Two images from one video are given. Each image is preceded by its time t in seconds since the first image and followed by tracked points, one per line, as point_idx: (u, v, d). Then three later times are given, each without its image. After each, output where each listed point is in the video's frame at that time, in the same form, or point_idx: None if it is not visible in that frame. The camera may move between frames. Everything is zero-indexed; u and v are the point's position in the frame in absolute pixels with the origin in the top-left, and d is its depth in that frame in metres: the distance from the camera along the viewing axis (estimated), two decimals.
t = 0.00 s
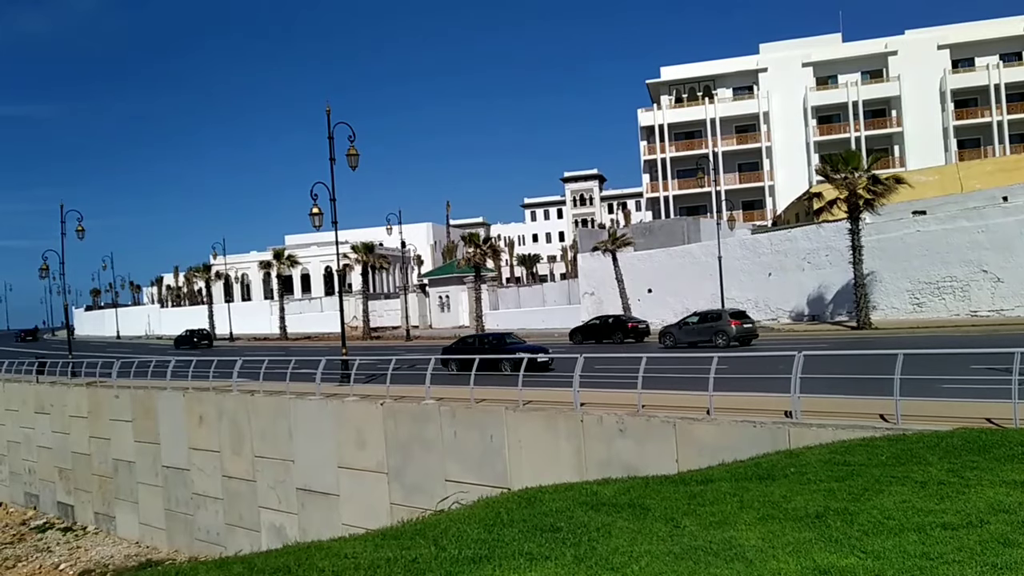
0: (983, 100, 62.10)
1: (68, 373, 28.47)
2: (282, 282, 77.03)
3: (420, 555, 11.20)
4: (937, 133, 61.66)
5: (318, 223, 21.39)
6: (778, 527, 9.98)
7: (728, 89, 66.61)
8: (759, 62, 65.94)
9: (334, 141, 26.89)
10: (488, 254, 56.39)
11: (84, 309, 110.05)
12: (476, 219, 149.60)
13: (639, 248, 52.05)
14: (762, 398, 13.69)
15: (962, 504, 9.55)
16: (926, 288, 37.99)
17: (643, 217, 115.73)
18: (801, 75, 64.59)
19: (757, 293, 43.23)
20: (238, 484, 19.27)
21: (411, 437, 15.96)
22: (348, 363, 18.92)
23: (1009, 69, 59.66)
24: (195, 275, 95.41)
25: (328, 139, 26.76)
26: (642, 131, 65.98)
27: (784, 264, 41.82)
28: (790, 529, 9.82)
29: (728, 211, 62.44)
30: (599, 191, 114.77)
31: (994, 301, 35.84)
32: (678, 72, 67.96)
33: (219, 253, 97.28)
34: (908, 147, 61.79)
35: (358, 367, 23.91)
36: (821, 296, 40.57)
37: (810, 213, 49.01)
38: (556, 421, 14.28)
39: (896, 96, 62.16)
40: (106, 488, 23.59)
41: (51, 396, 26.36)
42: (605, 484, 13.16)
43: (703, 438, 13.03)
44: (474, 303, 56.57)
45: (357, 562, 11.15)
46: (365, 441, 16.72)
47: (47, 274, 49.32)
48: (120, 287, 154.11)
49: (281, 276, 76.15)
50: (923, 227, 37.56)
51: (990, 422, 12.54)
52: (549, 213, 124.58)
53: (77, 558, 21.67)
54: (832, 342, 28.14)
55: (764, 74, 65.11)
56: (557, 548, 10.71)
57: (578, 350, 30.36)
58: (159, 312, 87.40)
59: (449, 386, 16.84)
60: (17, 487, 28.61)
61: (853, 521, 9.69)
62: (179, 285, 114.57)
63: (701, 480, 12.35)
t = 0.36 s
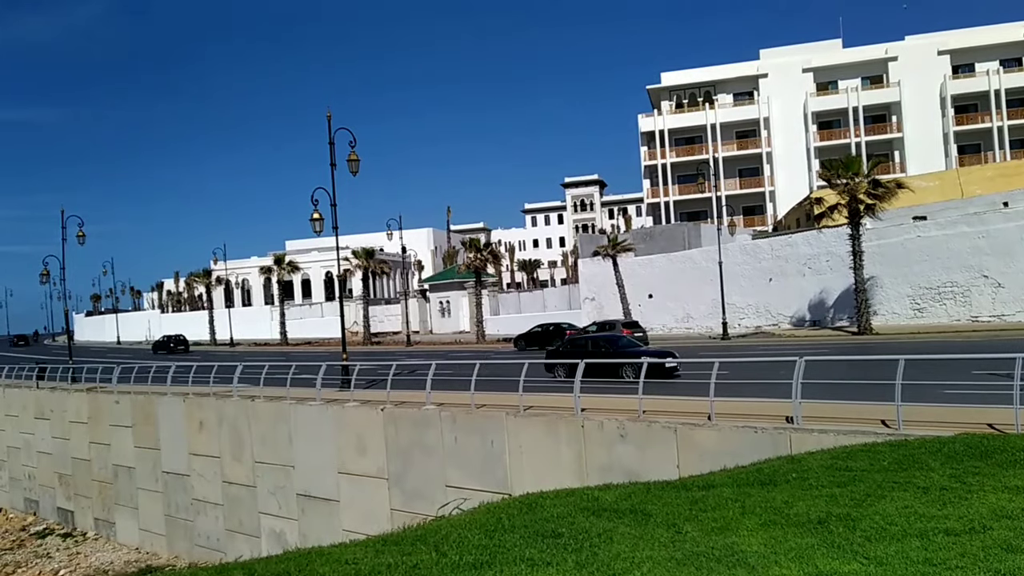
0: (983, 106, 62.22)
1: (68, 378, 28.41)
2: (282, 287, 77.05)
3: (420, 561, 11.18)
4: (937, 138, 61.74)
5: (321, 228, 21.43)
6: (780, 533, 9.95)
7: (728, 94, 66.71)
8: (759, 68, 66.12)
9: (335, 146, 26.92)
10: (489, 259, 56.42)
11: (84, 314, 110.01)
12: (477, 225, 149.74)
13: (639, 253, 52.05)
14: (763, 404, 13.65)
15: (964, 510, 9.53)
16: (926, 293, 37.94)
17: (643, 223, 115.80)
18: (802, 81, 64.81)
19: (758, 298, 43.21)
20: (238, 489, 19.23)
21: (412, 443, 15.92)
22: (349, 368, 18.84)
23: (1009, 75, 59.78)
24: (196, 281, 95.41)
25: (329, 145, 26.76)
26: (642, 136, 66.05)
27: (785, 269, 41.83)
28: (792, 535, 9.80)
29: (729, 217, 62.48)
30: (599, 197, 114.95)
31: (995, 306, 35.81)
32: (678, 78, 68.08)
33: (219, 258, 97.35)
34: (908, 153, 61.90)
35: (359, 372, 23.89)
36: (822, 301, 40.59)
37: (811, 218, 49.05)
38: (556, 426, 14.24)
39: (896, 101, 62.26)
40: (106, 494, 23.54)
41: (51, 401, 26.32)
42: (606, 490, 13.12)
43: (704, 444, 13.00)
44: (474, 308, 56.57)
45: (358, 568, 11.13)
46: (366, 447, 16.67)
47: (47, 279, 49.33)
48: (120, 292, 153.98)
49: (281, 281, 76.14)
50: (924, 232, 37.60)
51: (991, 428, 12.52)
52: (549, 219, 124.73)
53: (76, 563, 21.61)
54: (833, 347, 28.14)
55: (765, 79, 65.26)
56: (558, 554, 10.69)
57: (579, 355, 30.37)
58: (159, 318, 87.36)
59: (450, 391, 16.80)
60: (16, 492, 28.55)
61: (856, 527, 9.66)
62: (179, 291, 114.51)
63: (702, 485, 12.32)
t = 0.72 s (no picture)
0: (985, 110, 62.27)
1: (68, 375, 28.37)
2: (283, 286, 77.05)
3: (420, 561, 11.18)
4: (939, 142, 61.80)
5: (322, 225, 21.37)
6: (780, 535, 9.94)
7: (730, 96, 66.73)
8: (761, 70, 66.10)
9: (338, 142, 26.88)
10: (490, 259, 56.39)
11: (84, 312, 109.98)
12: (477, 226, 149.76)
13: (641, 254, 52.04)
14: (763, 406, 13.59)
15: (965, 513, 9.51)
16: (927, 296, 37.99)
17: (644, 224, 115.79)
18: (804, 84, 64.61)
19: (758, 301, 43.18)
20: (237, 488, 19.20)
21: (411, 443, 15.89)
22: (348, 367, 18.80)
23: (1011, 79, 59.83)
24: (196, 280, 95.38)
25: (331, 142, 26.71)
26: (644, 138, 66.03)
27: (786, 272, 41.81)
28: (792, 537, 9.79)
29: (730, 219, 62.47)
30: (600, 197, 115.00)
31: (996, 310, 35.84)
32: (680, 80, 68.07)
33: (220, 257, 97.35)
34: (910, 156, 61.97)
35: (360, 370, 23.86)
36: (823, 304, 40.53)
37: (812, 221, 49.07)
38: (557, 426, 14.23)
39: (898, 105, 62.30)
40: (106, 492, 23.50)
41: (51, 398, 26.27)
42: (606, 491, 13.10)
43: (704, 445, 12.98)
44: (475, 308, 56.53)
45: (357, 567, 11.12)
46: (366, 447, 16.65)
47: (48, 277, 49.28)
48: (121, 289, 153.89)
49: (282, 280, 76.09)
50: (925, 236, 37.60)
51: (992, 431, 12.51)
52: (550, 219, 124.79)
53: (75, 561, 21.59)
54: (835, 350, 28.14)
55: (767, 82, 65.26)
56: (558, 555, 10.70)
57: (580, 354, 30.39)
58: (159, 316, 87.35)
59: (450, 391, 16.75)
60: (16, 489, 28.51)
61: (856, 530, 9.65)
62: (180, 289, 114.50)
63: (703, 487, 12.31)
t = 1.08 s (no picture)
0: (987, 112, 62.17)
1: (67, 373, 28.42)
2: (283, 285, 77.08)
3: (418, 561, 11.19)
4: (940, 144, 61.73)
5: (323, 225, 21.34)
6: (778, 536, 9.96)
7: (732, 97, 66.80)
8: (763, 70, 65.99)
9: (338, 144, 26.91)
10: (490, 259, 56.40)
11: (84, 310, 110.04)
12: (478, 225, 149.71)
13: (641, 255, 52.05)
14: (762, 406, 13.55)
15: (963, 516, 9.52)
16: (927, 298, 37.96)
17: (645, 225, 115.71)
18: (805, 84, 64.44)
19: (759, 302, 43.15)
20: (237, 487, 19.22)
21: (411, 442, 15.90)
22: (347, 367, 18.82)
23: (1013, 82, 59.78)
24: (196, 277, 95.44)
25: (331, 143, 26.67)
26: (645, 138, 66.05)
27: (787, 273, 41.78)
28: (790, 539, 9.82)
29: (731, 219, 62.46)
30: (601, 197, 114.97)
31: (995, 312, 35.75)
32: (682, 80, 68.05)
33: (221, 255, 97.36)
34: (911, 158, 61.96)
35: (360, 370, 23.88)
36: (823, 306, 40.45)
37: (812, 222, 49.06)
38: (557, 427, 14.24)
39: (900, 106, 62.23)
40: (105, 490, 23.53)
41: (50, 396, 26.31)
42: (605, 491, 13.10)
43: (703, 446, 12.99)
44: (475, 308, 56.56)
45: (355, 566, 11.13)
46: (366, 446, 16.66)
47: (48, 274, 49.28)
48: (120, 287, 153.81)
49: (282, 278, 76.10)
50: (925, 237, 37.56)
51: (991, 434, 12.51)
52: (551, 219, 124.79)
53: (74, 559, 21.61)
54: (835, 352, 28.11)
55: (768, 83, 65.19)
56: (556, 555, 10.74)
57: (579, 356, 30.44)
58: (159, 314, 87.39)
59: (449, 391, 16.74)
60: (15, 487, 28.55)
61: (854, 532, 9.67)
62: (180, 287, 114.56)
63: (701, 488, 12.32)
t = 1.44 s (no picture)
0: (991, 111, 61.95)
1: (71, 373, 28.53)
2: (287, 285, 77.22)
3: (420, 560, 11.24)
4: (944, 143, 61.54)
5: (325, 226, 21.38)
6: (780, 536, 9.98)
7: (734, 97, 66.60)
8: (767, 70, 65.90)
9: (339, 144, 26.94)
10: (493, 259, 56.43)
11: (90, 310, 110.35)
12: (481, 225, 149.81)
13: (644, 255, 52.04)
14: (763, 406, 13.51)
15: (966, 516, 9.50)
16: (931, 298, 37.89)
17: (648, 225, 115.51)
18: (808, 84, 64.42)
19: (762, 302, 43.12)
20: (240, 486, 19.28)
21: (413, 442, 15.91)
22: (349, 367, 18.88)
23: (1017, 81, 59.59)
24: (201, 277, 95.62)
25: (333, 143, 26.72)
26: (648, 138, 66.01)
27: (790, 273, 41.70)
28: (793, 539, 9.82)
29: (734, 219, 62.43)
30: (604, 197, 114.92)
31: (999, 312, 35.62)
32: (685, 80, 67.97)
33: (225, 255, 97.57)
34: (915, 157, 61.76)
35: (363, 370, 23.90)
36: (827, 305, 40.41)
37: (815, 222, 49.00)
38: (558, 427, 14.23)
39: (904, 106, 62.04)
40: (109, 489, 23.61)
41: (54, 396, 26.42)
42: (607, 491, 13.11)
43: (705, 446, 13.00)
44: (477, 308, 56.61)
45: (358, 566, 11.17)
46: (369, 445, 16.66)
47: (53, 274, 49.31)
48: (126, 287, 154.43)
49: (286, 279, 76.21)
50: (929, 237, 37.48)
51: (994, 434, 12.46)
52: (554, 219, 124.85)
53: (78, 558, 21.69)
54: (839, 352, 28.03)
55: (771, 82, 65.09)
56: (558, 554, 10.80)
57: (582, 356, 30.46)
58: (164, 314, 87.61)
59: (451, 391, 16.71)
60: (19, 486, 28.67)
61: (857, 532, 9.65)
62: (184, 287, 114.80)
63: (703, 488, 12.32)
